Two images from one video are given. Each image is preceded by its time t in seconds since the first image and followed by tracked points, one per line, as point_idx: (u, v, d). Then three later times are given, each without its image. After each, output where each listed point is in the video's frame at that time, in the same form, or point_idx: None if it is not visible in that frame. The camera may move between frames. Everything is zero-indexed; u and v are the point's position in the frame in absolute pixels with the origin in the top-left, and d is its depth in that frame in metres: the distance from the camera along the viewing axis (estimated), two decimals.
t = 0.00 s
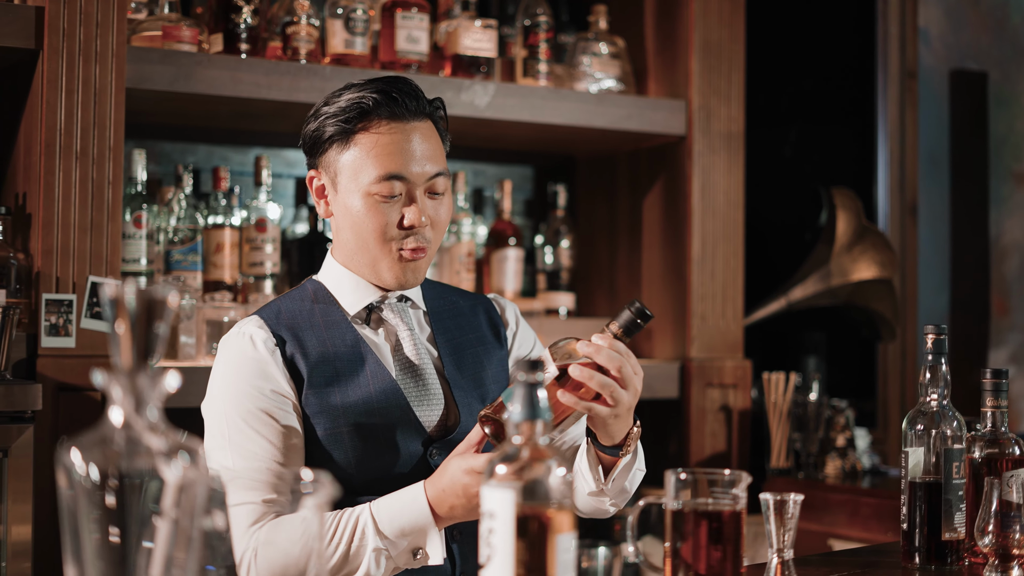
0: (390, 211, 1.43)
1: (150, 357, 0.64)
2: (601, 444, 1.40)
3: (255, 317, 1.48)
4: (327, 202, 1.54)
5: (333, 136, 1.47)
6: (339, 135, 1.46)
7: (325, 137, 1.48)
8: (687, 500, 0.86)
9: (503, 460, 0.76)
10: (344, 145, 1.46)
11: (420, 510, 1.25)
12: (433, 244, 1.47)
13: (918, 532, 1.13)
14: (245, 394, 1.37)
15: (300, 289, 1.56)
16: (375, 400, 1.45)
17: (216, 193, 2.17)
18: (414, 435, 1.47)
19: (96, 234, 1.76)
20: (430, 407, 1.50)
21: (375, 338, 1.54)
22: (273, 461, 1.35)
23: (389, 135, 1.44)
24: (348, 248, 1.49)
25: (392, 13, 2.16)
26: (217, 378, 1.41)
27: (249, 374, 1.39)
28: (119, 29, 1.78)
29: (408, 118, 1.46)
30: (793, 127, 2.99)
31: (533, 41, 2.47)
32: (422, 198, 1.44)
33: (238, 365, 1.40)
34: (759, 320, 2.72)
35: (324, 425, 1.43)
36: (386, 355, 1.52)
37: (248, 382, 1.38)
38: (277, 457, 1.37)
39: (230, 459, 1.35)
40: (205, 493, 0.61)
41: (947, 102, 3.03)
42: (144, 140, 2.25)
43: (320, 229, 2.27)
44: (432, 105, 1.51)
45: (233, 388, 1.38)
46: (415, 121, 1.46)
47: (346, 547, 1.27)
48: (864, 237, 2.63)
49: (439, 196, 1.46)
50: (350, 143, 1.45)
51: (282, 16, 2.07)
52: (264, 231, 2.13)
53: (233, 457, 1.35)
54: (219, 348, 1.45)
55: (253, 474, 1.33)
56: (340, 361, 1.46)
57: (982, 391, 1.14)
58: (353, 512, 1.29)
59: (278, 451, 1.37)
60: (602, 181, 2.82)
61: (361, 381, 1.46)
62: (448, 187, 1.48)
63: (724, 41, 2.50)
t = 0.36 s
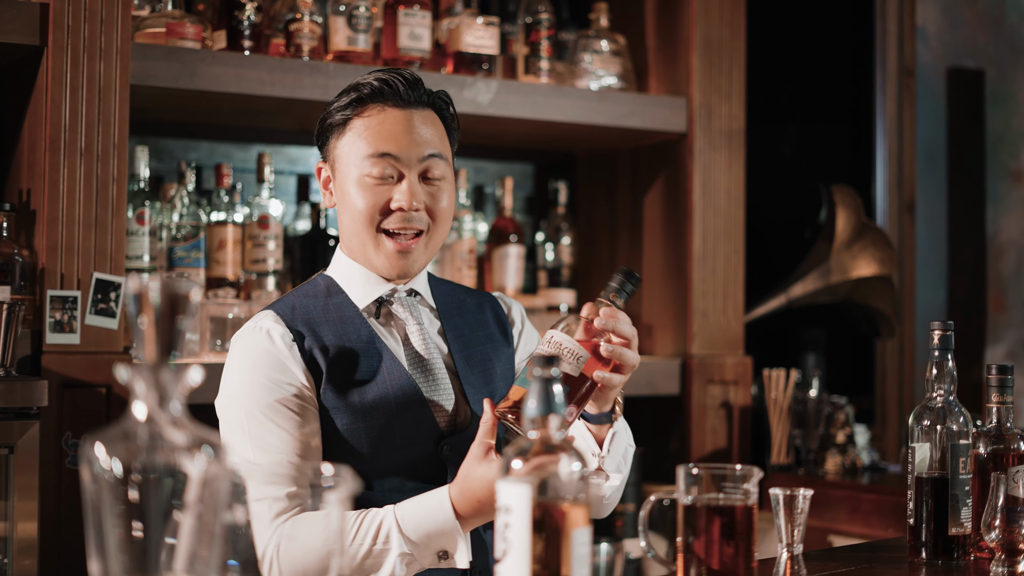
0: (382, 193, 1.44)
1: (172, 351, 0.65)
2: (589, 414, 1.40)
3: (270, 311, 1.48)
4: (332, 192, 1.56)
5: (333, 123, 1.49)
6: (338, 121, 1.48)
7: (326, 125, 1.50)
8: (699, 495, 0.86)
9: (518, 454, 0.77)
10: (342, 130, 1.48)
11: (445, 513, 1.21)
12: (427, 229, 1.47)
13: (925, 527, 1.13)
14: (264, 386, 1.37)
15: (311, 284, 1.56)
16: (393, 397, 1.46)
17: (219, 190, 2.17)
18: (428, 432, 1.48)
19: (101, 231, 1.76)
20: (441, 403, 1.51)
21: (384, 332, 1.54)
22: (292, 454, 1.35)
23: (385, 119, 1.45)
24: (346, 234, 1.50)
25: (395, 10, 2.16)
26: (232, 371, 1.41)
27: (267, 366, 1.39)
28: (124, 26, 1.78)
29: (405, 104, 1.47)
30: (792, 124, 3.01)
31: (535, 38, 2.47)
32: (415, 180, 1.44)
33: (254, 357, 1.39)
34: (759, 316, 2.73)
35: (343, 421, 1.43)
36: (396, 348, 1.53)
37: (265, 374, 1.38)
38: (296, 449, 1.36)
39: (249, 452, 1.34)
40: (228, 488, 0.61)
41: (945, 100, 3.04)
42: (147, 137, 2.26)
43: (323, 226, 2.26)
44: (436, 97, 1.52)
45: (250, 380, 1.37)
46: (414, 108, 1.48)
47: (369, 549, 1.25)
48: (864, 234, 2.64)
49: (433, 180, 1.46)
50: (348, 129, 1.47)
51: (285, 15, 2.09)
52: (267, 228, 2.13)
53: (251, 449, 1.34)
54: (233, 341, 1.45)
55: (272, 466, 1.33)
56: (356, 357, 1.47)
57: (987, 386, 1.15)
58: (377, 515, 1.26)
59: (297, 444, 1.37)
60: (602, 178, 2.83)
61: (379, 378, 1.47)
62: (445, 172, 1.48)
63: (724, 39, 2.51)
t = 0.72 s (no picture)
0: (384, 184, 1.45)
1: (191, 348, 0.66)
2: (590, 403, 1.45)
3: (279, 305, 1.48)
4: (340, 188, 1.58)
5: (341, 118, 1.51)
6: (345, 115, 1.50)
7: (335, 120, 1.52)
8: (709, 491, 0.86)
9: (530, 452, 0.78)
10: (348, 124, 1.50)
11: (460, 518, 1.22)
12: (429, 222, 1.47)
13: (930, 524, 1.14)
14: (272, 379, 1.37)
15: (321, 278, 1.56)
16: (401, 395, 1.46)
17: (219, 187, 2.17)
18: (435, 429, 1.48)
19: (103, 228, 1.76)
20: (449, 401, 1.51)
21: (392, 328, 1.54)
22: (298, 449, 1.36)
23: (387, 112, 1.47)
24: (350, 228, 1.51)
25: (395, 8, 2.16)
26: (240, 364, 1.41)
27: (276, 360, 1.39)
28: (126, 24, 1.77)
29: (408, 97, 1.49)
30: (790, 123, 3.06)
31: (535, 36, 2.47)
32: (416, 171, 1.46)
33: (264, 350, 1.40)
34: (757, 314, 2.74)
35: (351, 417, 1.44)
36: (403, 344, 1.53)
37: (274, 368, 1.39)
38: (303, 443, 1.37)
39: (257, 444, 1.34)
40: (245, 485, 0.62)
41: (940, 97, 3.05)
42: (147, 135, 2.25)
43: (323, 224, 2.26)
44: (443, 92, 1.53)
45: (260, 373, 1.38)
46: (418, 102, 1.49)
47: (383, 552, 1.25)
48: (863, 232, 2.65)
49: (435, 173, 1.47)
50: (353, 122, 1.49)
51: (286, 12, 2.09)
52: (267, 226, 2.13)
53: (258, 442, 1.34)
54: (242, 334, 1.45)
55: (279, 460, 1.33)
56: (364, 353, 1.47)
57: (992, 383, 1.16)
58: (390, 521, 1.26)
59: (304, 438, 1.37)
60: (601, 177, 2.84)
61: (387, 375, 1.47)
62: (449, 166, 1.49)
63: (723, 37, 2.52)
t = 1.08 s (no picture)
0: (378, 185, 1.45)
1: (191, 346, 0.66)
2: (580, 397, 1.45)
3: (270, 303, 1.48)
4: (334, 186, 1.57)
5: (337, 117, 1.50)
6: (341, 114, 1.50)
7: (331, 118, 1.52)
8: (704, 489, 0.87)
9: (527, 450, 0.78)
10: (344, 123, 1.49)
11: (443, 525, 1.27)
12: (422, 223, 1.47)
13: (922, 522, 1.15)
14: (262, 378, 1.37)
15: (313, 276, 1.56)
16: (390, 394, 1.46)
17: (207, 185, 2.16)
18: (424, 429, 1.48)
19: (92, 226, 1.75)
20: (438, 401, 1.51)
21: (383, 326, 1.54)
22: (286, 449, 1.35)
23: (383, 112, 1.47)
24: (343, 227, 1.52)
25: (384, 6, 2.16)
26: (231, 362, 1.41)
27: (266, 359, 1.39)
28: (115, 22, 1.76)
29: (405, 97, 1.48)
30: (777, 122, 3.07)
31: (523, 34, 2.48)
32: (410, 173, 1.46)
33: (254, 349, 1.39)
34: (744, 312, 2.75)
35: (339, 417, 1.43)
36: (393, 344, 1.53)
37: (264, 367, 1.38)
38: (291, 443, 1.36)
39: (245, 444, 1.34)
40: (245, 483, 0.62)
41: (925, 96, 3.06)
42: (135, 133, 2.24)
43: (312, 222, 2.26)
44: (440, 93, 1.52)
45: (249, 371, 1.37)
46: (415, 102, 1.49)
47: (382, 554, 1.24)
48: (849, 231, 2.66)
49: (429, 175, 1.47)
50: (348, 121, 1.48)
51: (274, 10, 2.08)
52: (256, 224, 2.11)
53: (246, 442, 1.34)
54: (232, 330, 1.45)
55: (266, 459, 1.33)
56: (354, 352, 1.47)
57: (983, 382, 1.17)
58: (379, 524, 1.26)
59: (292, 434, 1.37)
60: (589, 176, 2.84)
61: (376, 374, 1.47)
62: (443, 168, 1.49)
63: (711, 37, 2.52)
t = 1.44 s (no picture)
0: (378, 189, 1.45)
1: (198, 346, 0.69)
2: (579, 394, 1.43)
3: (268, 301, 1.48)
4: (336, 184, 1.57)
5: (341, 117, 1.50)
6: (344, 115, 1.50)
7: (336, 117, 1.52)
8: (705, 488, 0.87)
9: (531, 450, 0.78)
10: (348, 124, 1.49)
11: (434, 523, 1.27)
12: (421, 227, 1.48)
13: (920, 521, 1.15)
14: (257, 376, 1.37)
15: (312, 275, 1.57)
16: (385, 394, 1.46)
17: (202, 184, 2.15)
18: (419, 429, 1.48)
19: (88, 225, 1.74)
20: (433, 400, 1.51)
21: (382, 327, 1.54)
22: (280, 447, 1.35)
23: (386, 115, 1.46)
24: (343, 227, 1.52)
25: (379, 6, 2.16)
26: (227, 360, 1.40)
27: (263, 358, 1.39)
28: (111, 21, 1.76)
29: (408, 100, 1.48)
30: (769, 121, 3.11)
31: (518, 34, 2.48)
32: (410, 177, 1.45)
33: (251, 347, 1.39)
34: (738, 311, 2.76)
35: (334, 416, 1.43)
36: (391, 344, 1.53)
37: (261, 365, 1.38)
38: (286, 441, 1.36)
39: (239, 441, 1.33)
40: (253, 484, 0.63)
41: (917, 96, 3.08)
42: (129, 132, 2.23)
43: (307, 221, 2.25)
44: (444, 95, 1.52)
45: (245, 369, 1.37)
46: (419, 105, 1.48)
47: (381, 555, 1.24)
48: (843, 231, 2.67)
49: (429, 179, 1.47)
50: (352, 122, 1.48)
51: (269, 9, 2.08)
52: (251, 223, 2.11)
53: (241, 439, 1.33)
54: (229, 328, 1.44)
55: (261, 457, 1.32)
56: (350, 352, 1.47)
57: (980, 381, 1.18)
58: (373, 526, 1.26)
59: (286, 434, 1.36)
60: (584, 175, 2.85)
61: (372, 374, 1.47)
62: (444, 172, 1.49)
63: (705, 36, 2.53)
